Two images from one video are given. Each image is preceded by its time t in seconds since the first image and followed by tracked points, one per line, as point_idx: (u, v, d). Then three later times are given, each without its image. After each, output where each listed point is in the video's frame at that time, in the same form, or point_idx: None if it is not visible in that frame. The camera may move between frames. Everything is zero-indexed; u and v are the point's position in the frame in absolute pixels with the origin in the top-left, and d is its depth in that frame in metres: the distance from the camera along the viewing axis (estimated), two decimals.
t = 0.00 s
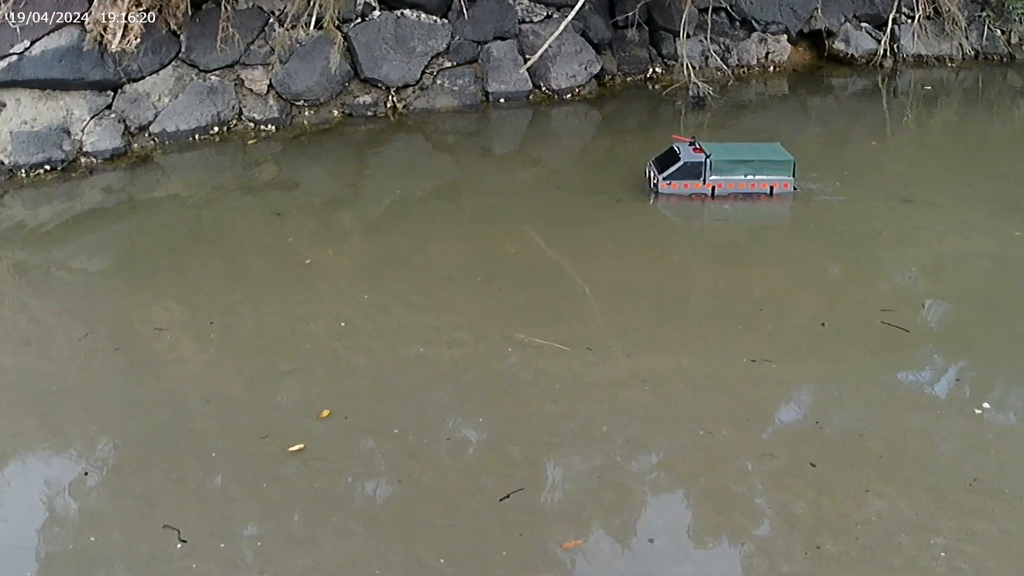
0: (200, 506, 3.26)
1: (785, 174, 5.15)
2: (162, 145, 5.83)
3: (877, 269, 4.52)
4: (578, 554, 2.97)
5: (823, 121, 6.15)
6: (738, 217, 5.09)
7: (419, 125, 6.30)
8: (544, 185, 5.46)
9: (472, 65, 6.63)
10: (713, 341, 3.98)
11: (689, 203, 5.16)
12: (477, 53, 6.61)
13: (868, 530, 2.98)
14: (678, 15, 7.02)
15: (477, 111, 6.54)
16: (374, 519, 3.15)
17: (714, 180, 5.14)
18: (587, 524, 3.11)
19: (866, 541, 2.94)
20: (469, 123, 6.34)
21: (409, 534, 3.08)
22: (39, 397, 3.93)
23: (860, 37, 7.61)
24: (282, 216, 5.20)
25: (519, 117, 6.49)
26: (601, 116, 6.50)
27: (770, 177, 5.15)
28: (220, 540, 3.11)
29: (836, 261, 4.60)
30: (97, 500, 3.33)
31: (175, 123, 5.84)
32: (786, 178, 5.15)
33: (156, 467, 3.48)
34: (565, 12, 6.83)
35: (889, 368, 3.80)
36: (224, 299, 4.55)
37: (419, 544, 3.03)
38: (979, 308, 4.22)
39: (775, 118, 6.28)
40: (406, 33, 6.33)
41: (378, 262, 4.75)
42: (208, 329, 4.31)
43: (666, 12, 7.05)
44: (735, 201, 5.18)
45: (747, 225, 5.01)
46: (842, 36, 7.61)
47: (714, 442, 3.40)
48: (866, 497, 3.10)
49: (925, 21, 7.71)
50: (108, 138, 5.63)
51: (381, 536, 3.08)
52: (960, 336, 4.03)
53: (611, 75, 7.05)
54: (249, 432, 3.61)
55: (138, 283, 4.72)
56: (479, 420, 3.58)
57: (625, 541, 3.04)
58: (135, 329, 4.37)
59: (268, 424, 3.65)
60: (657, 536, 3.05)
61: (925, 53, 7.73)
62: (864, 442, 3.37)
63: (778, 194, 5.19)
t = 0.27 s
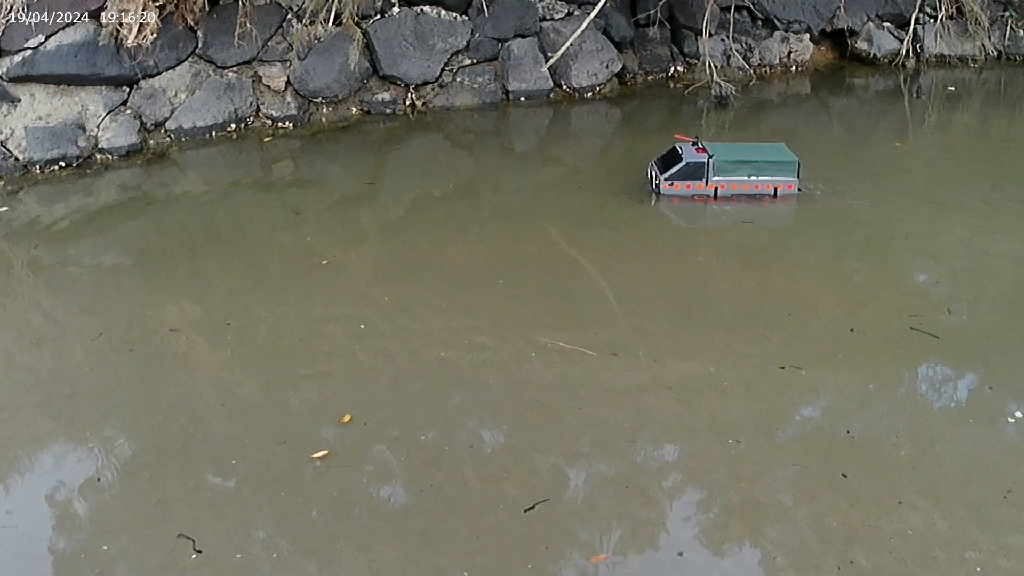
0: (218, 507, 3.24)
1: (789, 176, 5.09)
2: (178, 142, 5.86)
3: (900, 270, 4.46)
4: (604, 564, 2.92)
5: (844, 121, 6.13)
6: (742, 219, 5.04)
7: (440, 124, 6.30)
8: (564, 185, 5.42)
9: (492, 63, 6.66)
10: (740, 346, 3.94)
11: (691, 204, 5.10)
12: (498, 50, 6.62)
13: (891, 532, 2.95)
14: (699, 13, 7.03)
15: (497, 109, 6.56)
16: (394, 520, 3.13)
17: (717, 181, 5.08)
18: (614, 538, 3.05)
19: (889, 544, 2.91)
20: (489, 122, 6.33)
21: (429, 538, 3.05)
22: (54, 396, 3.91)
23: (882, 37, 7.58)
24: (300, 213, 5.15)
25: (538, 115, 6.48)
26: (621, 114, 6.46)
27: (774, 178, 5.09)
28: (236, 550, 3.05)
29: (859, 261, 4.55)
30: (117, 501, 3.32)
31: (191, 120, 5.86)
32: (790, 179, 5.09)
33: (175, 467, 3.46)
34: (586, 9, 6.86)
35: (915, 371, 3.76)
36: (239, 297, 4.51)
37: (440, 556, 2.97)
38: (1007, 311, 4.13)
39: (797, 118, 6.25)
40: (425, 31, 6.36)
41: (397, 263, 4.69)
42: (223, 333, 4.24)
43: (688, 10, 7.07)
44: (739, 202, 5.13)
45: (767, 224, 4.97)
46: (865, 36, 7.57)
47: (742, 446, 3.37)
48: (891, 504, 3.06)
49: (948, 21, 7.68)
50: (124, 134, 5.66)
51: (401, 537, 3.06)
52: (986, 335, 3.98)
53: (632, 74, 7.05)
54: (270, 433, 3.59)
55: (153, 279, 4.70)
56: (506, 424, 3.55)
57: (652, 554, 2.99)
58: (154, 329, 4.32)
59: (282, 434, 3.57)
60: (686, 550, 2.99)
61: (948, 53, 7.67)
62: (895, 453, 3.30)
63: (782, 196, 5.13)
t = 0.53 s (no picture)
0: (233, 509, 3.25)
1: (791, 176, 5.06)
2: (191, 138, 5.83)
3: (923, 276, 4.43)
4: None
5: (865, 120, 6.09)
6: (743, 220, 5.01)
7: (457, 121, 6.27)
8: (580, 185, 5.37)
9: (510, 59, 6.58)
10: (765, 355, 3.92)
11: (690, 205, 5.07)
12: (516, 46, 6.55)
13: (904, 542, 2.97)
14: (720, 9, 6.94)
15: (515, 106, 6.50)
16: (407, 521, 3.14)
17: (717, 181, 5.06)
18: (642, 556, 3.02)
19: (902, 554, 2.93)
20: (506, 120, 6.28)
21: (444, 542, 3.06)
22: (68, 395, 3.92)
23: (902, 35, 7.40)
24: (314, 213, 5.12)
25: (557, 112, 6.44)
26: (641, 112, 6.41)
27: (775, 179, 5.06)
28: (249, 567, 3.00)
29: (876, 265, 4.54)
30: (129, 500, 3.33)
31: (204, 115, 5.82)
32: (792, 180, 5.06)
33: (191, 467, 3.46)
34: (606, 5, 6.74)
35: (941, 384, 3.74)
36: (252, 296, 4.51)
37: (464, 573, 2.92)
38: None
39: (816, 117, 6.22)
40: (442, 26, 6.29)
41: (414, 267, 4.65)
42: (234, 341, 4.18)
43: (708, 6, 6.96)
44: (739, 204, 5.10)
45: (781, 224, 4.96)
46: (885, 34, 7.41)
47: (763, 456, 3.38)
48: (906, 516, 3.08)
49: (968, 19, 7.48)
50: (135, 130, 5.64)
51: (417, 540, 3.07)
52: (1009, 343, 3.96)
53: (652, 70, 6.95)
54: (287, 435, 3.59)
55: (164, 275, 4.69)
56: (525, 431, 3.53)
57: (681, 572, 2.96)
58: (165, 326, 4.32)
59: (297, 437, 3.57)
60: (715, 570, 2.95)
61: (968, 52, 7.48)
62: (926, 467, 3.30)
63: (784, 197, 5.11)
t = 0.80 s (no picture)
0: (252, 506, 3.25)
1: (791, 176, 5.01)
2: (205, 133, 5.82)
3: (948, 281, 4.41)
4: None
5: (884, 118, 6.06)
6: (742, 220, 4.98)
7: (474, 117, 6.23)
8: (598, 184, 5.33)
9: (528, 55, 6.52)
10: (791, 360, 3.90)
11: (688, 204, 5.04)
12: (534, 42, 6.49)
13: (921, 549, 3.00)
14: (740, 7, 6.85)
15: (533, 102, 6.46)
16: (425, 522, 3.15)
17: (716, 181, 5.01)
18: (672, 566, 3.01)
19: (918, 559, 2.96)
20: (523, 115, 6.24)
21: (465, 541, 3.08)
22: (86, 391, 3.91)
23: (922, 33, 7.39)
24: (331, 211, 5.09)
25: (575, 109, 6.39)
26: (660, 109, 6.38)
27: (775, 179, 5.03)
28: None
29: (893, 266, 4.54)
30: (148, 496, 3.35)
31: (219, 110, 5.81)
32: (792, 180, 5.02)
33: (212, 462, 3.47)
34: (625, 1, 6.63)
35: (970, 392, 3.72)
36: (269, 292, 4.48)
37: None
38: None
39: (835, 115, 6.20)
40: (460, 21, 6.24)
41: (432, 265, 4.63)
42: (253, 340, 4.14)
43: (727, 3, 6.88)
44: (738, 204, 5.06)
45: (797, 221, 4.95)
46: (904, 32, 7.40)
47: (783, 459, 3.40)
48: (924, 523, 3.10)
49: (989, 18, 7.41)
50: (150, 124, 5.62)
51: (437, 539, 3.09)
52: None
53: (671, 67, 6.90)
54: (307, 433, 3.59)
55: (178, 268, 4.67)
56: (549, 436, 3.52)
57: None
58: (180, 321, 4.30)
59: (319, 442, 3.54)
60: None
61: (988, 51, 7.40)
62: (957, 480, 3.28)
63: (783, 197, 5.07)
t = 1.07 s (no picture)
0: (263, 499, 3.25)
1: (780, 178, 5.04)
2: (213, 129, 5.80)
3: (961, 287, 4.39)
4: None
5: (891, 121, 6.08)
6: (753, 222, 4.96)
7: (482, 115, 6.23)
8: (608, 184, 5.32)
9: (537, 54, 6.53)
10: (809, 367, 3.87)
11: (678, 205, 5.02)
12: (544, 41, 6.49)
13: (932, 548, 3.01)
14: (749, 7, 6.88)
15: (542, 101, 6.45)
16: (436, 517, 3.14)
17: (706, 182, 5.01)
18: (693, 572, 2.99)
19: (938, 564, 2.95)
20: (532, 113, 6.24)
21: (477, 534, 3.07)
22: (99, 389, 3.86)
23: (930, 36, 7.41)
24: (341, 209, 5.07)
25: (584, 109, 6.38)
26: (668, 110, 6.37)
27: (764, 180, 5.04)
28: None
29: (903, 269, 4.54)
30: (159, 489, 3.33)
31: (227, 106, 5.79)
32: (781, 182, 5.05)
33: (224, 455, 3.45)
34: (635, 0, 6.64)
35: (988, 399, 3.70)
36: (278, 285, 4.46)
37: None
38: None
39: (844, 117, 6.20)
40: (470, 19, 6.24)
41: (441, 262, 4.62)
42: (267, 342, 4.08)
43: (737, 4, 6.92)
44: (728, 205, 5.05)
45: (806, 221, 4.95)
46: (913, 35, 7.41)
47: (798, 457, 3.39)
48: (936, 522, 3.10)
49: (996, 22, 7.44)
50: (158, 120, 5.61)
51: (449, 532, 3.08)
52: None
53: (680, 67, 6.90)
54: (321, 433, 3.55)
55: (186, 264, 4.66)
56: (563, 435, 3.51)
57: None
58: (187, 315, 4.30)
59: (331, 438, 3.52)
60: None
61: (996, 54, 7.43)
62: (977, 489, 3.25)
63: (773, 199, 5.08)
